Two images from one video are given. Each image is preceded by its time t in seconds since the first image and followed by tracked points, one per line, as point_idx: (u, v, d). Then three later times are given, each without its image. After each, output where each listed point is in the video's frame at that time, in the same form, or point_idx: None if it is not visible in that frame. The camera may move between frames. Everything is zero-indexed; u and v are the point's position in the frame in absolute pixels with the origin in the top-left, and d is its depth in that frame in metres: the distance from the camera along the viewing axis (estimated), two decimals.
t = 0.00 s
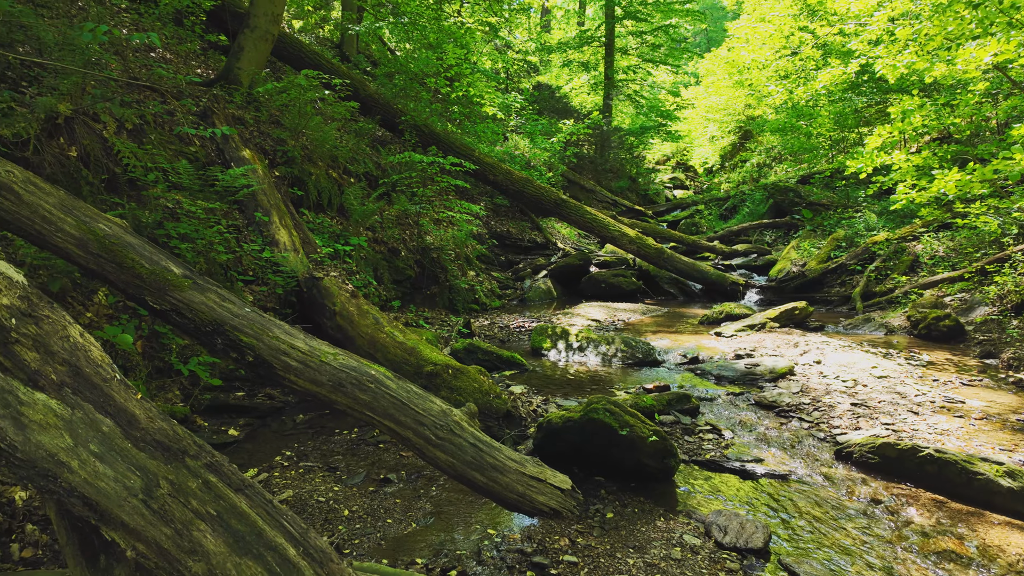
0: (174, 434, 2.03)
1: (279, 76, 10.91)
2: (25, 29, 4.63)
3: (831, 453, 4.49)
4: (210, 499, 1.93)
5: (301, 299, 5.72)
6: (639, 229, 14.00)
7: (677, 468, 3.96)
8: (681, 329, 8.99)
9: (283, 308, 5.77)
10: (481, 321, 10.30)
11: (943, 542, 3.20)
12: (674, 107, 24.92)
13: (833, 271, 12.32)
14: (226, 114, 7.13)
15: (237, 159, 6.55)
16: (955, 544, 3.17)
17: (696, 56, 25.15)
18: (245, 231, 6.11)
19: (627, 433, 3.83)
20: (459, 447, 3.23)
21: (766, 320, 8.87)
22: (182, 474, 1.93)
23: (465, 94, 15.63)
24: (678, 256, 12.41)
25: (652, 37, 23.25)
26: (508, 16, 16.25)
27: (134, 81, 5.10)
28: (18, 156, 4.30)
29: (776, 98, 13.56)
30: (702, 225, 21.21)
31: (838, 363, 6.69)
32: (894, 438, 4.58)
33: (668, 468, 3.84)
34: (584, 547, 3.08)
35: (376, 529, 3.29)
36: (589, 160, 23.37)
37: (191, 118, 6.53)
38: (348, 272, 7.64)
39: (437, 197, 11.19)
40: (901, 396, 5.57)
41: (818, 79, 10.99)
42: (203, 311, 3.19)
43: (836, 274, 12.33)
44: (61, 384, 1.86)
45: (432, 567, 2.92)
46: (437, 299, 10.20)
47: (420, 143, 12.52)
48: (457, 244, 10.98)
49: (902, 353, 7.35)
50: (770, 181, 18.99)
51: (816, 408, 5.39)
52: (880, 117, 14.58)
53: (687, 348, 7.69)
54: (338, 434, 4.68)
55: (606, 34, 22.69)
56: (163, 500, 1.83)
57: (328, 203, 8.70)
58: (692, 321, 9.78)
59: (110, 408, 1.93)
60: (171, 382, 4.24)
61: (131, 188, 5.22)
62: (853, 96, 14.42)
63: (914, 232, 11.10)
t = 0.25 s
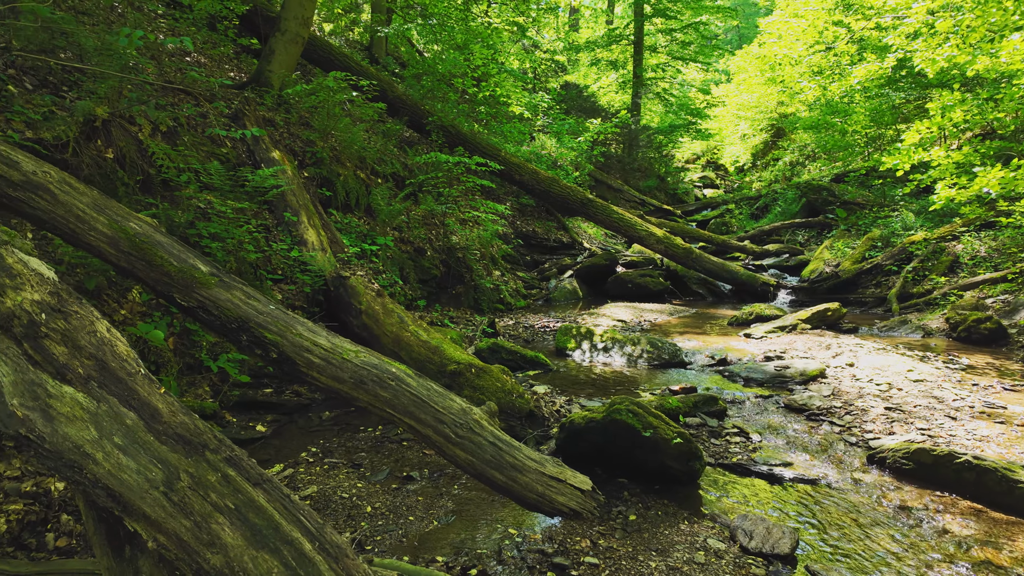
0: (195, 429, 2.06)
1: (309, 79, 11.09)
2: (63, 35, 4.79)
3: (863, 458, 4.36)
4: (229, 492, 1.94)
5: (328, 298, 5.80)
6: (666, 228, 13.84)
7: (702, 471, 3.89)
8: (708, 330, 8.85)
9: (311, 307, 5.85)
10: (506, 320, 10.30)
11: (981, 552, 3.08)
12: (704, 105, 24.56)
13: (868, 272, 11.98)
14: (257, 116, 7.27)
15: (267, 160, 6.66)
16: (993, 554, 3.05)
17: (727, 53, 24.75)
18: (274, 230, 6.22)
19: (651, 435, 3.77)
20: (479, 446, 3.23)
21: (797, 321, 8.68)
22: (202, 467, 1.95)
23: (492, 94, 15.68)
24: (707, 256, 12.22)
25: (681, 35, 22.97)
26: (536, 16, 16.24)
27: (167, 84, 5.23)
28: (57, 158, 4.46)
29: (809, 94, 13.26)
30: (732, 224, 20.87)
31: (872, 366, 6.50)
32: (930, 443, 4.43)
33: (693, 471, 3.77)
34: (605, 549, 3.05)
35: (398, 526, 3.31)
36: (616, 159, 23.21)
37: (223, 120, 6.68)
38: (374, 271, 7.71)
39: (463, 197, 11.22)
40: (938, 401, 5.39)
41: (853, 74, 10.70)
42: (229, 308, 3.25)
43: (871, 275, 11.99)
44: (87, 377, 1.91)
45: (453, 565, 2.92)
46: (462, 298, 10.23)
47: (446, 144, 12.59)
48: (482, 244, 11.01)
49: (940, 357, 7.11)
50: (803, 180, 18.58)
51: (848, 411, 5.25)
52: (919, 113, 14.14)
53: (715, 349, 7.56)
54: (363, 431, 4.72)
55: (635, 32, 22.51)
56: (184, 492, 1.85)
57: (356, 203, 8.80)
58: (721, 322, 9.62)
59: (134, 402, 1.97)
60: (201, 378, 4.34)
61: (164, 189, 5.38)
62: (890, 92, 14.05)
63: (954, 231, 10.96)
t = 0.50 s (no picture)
0: (205, 426, 2.08)
1: (328, 80, 11.21)
2: (86, 39, 4.91)
3: (883, 462, 4.28)
4: (237, 489, 1.95)
5: (344, 297, 5.85)
6: (684, 228, 13.71)
7: (717, 474, 3.84)
8: (726, 331, 8.74)
9: (328, 306, 5.91)
10: (521, 320, 10.29)
11: (1004, 559, 3.00)
12: (724, 104, 24.33)
13: (891, 273, 11.74)
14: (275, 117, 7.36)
15: (285, 161, 6.73)
16: (1017, 562, 2.97)
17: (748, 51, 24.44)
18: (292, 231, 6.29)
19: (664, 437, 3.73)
20: (489, 446, 3.22)
21: (817, 323, 8.54)
22: (210, 465, 1.96)
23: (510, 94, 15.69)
24: (726, 256, 12.08)
25: (701, 33, 22.76)
26: (554, 16, 16.22)
27: (186, 87, 5.32)
28: (79, 160, 4.58)
29: (831, 91, 13.06)
30: (752, 224, 20.63)
31: (894, 369, 6.37)
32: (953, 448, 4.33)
33: (707, 473, 3.72)
34: (617, 551, 3.03)
35: (410, 524, 3.33)
36: (635, 159, 23.10)
37: (242, 122, 6.78)
38: (391, 271, 7.76)
39: (479, 197, 11.24)
40: (962, 404, 5.26)
41: (877, 71, 10.50)
42: (243, 307, 3.29)
43: (894, 276, 11.75)
44: (100, 375, 1.96)
45: (463, 565, 2.92)
46: (479, 298, 10.25)
47: (464, 144, 12.63)
48: (498, 244, 11.02)
49: (966, 360, 6.93)
50: (826, 179, 18.29)
51: (868, 415, 5.15)
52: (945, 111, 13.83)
53: (732, 350, 7.47)
54: (377, 430, 4.76)
55: (654, 31, 22.38)
56: (192, 489, 1.87)
57: (373, 203, 8.87)
58: (739, 323, 9.50)
59: (144, 400, 2.01)
60: (219, 376, 4.41)
61: (183, 190, 5.47)
62: (915, 89, 13.81)
63: (982, 231, 10.67)
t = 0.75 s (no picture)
0: (221, 422, 2.09)
1: (342, 82, 11.29)
2: (105, 43, 5.00)
3: (900, 465, 4.22)
4: (251, 487, 1.96)
5: (358, 297, 5.89)
6: (698, 229, 13.62)
7: (731, 476, 3.81)
8: (741, 332, 8.67)
9: (341, 306, 5.94)
10: (534, 321, 10.28)
11: None
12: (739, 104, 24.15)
13: (909, 274, 11.59)
14: (290, 119, 7.43)
15: (299, 162, 6.78)
16: None
17: (764, 50, 24.23)
18: (306, 231, 6.34)
19: (676, 438, 3.71)
20: (501, 446, 3.22)
21: (833, 324, 8.44)
22: (225, 461, 1.97)
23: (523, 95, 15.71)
24: (740, 257, 11.99)
25: (716, 32, 22.62)
26: (567, 16, 16.22)
27: (203, 89, 5.38)
28: (98, 161, 4.66)
29: (848, 90, 12.91)
30: (767, 225, 20.45)
31: (912, 372, 6.28)
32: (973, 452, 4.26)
33: (720, 476, 3.69)
34: (629, 552, 3.02)
35: (422, 523, 3.34)
36: (648, 159, 23.01)
37: (257, 123, 6.84)
38: (404, 271, 7.79)
39: (492, 198, 11.25)
40: (982, 408, 5.17)
41: (894, 69, 10.38)
42: (258, 306, 3.32)
43: (912, 277, 11.59)
44: (118, 372, 1.99)
45: (475, 565, 2.93)
46: (491, 299, 10.26)
47: (477, 145, 12.65)
48: (511, 245, 11.02)
49: (986, 362, 6.82)
50: (842, 180, 18.08)
51: (885, 417, 5.08)
52: (965, 110, 13.62)
53: (747, 352, 7.41)
54: (390, 429, 4.78)
55: (668, 31, 22.27)
56: (208, 485, 1.88)
57: (386, 204, 8.91)
58: (754, 325, 9.42)
59: (161, 396, 2.02)
60: (234, 375, 4.46)
61: (200, 191, 5.54)
62: (934, 88, 13.64)
63: (1003, 232, 10.42)
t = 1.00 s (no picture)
0: (248, 419, 2.12)
1: (358, 84, 11.38)
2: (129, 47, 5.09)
3: (922, 469, 4.17)
4: (279, 482, 1.99)
5: (374, 297, 5.93)
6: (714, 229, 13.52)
7: (749, 478, 3.79)
8: (758, 334, 8.60)
9: (358, 306, 5.99)
10: (548, 322, 10.28)
11: None
12: (755, 103, 23.97)
13: (929, 275, 11.43)
14: (308, 120, 7.51)
15: (317, 164, 6.84)
16: None
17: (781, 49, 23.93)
18: (324, 232, 6.41)
19: (695, 440, 3.69)
20: (520, 445, 3.23)
21: (852, 326, 8.34)
22: (253, 457, 2.01)
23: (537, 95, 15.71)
24: (757, 257, 11.89)
25: (732, 31, 22.45)
26: (582, 16, 16.02)
27: (223, 91, 5.45)
28: (122, 163, 4.74)
29: (866, 90, 12.77)
30: (784, 225, 20.24)
31: (933, 374, 6.19)
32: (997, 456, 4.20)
33: (738, 477, 3.67)
34: (647, 553, 3.01)
35: (440, 522, 3.36)
36: (663, 159, 22.90)
37: (276, 125, 6.92)
38: (419, 272, 7.82)
39: (506, 199, 11.26)
40: (1005, 411, 5.09)
41: (915, 68, 10.24)
42: (280, 306, 3.37)
43: (933, 279, 11.43)
44: (149, 369, 2.03)
45: (493, 564, 2.94)
46: (505, 299, 10.27)
47: (491, 146, 12.68)
48: (525, 245, 11.03)
49: (1009, 365, 6.70)
50: (860, 180, 17.86)
51: (906, 420, 5.02)
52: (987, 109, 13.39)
53: (764, 353, 7.35)
54: (407, 428, 4.81)
55: (683, 30, 22.16)
56: (237, 480, 1.91)
57: (402, 205, 8.96)
58: (771, 326, 9.34)
59: (191, 393, 2.06)
60: (254, 373, 4.51)
61: (220, 192, 5.62)
62: (955, 87, 13.45)
63: None
